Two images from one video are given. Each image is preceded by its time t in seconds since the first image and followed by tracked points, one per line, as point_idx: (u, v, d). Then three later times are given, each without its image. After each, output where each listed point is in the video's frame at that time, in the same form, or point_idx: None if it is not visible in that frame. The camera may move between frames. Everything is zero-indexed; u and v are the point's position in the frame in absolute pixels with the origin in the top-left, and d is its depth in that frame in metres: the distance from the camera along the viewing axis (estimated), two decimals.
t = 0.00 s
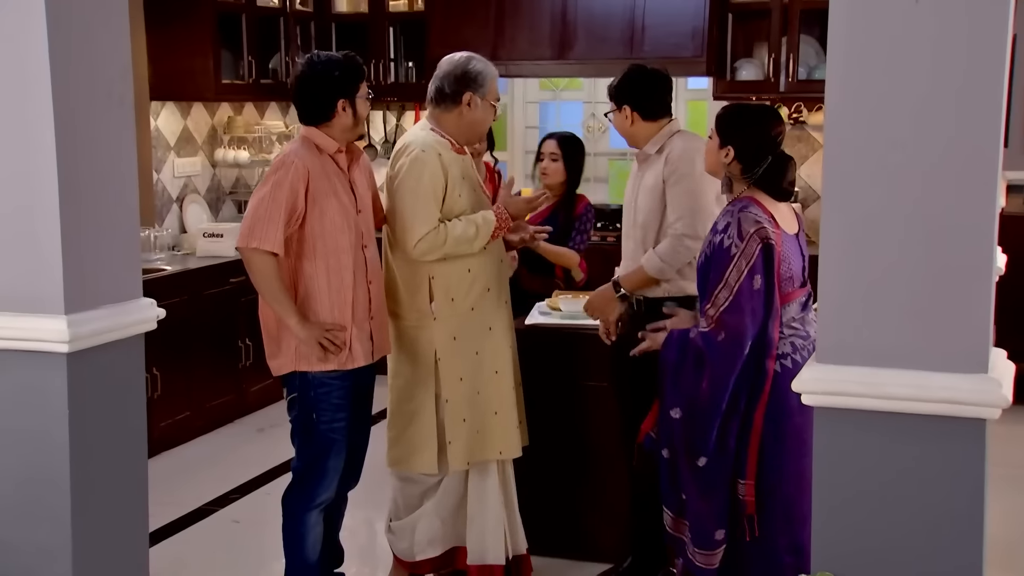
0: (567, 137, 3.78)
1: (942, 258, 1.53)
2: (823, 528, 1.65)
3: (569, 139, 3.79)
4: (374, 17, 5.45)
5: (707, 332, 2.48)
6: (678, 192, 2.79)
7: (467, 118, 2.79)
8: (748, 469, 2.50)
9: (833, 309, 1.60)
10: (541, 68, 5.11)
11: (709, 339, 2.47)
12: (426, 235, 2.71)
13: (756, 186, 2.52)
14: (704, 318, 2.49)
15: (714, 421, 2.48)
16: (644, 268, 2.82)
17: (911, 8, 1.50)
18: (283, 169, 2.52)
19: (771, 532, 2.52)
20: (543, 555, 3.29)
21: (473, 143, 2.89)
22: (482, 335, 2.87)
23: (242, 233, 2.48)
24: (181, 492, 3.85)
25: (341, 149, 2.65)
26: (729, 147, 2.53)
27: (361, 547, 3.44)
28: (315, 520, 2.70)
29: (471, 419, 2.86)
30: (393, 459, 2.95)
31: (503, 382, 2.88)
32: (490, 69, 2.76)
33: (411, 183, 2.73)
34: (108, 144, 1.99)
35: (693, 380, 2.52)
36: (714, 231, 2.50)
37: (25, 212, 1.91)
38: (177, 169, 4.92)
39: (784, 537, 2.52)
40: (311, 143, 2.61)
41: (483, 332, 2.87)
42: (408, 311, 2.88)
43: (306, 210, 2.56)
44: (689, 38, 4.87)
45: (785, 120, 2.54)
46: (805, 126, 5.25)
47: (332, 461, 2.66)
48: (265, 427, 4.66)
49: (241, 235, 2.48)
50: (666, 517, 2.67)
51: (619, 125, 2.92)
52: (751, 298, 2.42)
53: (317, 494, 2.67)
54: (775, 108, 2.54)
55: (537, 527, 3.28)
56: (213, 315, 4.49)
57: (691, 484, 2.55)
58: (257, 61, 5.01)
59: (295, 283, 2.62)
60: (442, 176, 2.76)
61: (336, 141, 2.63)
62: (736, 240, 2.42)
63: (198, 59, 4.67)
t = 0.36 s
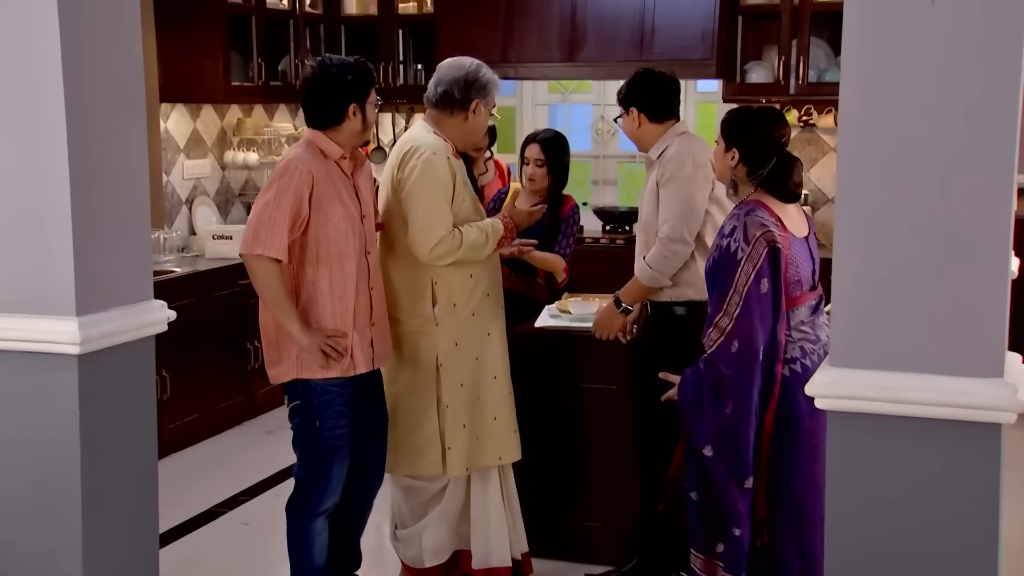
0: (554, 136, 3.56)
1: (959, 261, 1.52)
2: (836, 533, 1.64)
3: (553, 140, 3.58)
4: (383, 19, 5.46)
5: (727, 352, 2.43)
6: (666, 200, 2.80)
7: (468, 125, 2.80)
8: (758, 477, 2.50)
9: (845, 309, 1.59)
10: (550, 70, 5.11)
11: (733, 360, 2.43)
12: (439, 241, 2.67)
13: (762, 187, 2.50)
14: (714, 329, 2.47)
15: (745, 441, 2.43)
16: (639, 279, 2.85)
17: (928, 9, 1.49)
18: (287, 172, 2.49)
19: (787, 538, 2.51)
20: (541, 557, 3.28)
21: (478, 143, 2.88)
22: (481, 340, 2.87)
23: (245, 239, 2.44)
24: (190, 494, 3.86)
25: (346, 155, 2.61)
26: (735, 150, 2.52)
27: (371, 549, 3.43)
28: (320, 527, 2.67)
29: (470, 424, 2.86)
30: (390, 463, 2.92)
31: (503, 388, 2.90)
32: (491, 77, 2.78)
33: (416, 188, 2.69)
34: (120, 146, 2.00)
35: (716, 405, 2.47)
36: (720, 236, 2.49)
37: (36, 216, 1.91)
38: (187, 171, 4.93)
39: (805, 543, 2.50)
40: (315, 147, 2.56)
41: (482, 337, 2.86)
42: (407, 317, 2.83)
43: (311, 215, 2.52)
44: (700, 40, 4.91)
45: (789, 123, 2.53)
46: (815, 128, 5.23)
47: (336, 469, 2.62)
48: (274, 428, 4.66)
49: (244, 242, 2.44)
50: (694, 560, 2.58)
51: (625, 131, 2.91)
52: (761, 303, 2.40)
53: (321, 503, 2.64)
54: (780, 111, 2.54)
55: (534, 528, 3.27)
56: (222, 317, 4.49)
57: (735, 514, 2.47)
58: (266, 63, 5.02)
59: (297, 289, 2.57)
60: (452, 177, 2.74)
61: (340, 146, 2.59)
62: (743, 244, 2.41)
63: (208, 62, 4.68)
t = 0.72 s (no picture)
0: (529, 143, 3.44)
1: (969, 268, 1.52)
2: (846, 542, 1.63)
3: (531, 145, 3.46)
4: (384, 28, 5.46)
5: (732, 362, 2.43)
6: (680, 209, 2.79)
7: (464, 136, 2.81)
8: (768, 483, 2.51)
9: (856, 318, 1.59)
10: (552, 78, 5.11)
11: (741, 370, 2.42)
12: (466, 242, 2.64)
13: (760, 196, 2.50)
14: (716, 341, 2.45)
15: (757, 449, 2.43)
16: (652, 288, 2.81)
17: (937, 18, 1.49)
18: (289, 183, 2.48)
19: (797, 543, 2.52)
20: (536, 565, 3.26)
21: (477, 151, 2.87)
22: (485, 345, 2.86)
23: (248, 249, 2.44)
24: (192, 502, 3.84)
25: (353, 166, 2.60)
26: (733, 159, 2.52)
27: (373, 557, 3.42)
28: (325, 535, 2.66)
29: (480, 430, 2.85)
30: (394, 475, 2.89)
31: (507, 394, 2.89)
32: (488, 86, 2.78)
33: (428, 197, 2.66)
34: (125, 152, 1.99)
35: (724, 415, 2.47)
36: (723, 247, 2.48)
37: (43, 223, 1.91)
38: (188, 179, 4.93)
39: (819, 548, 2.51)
40: (322, 156, 2.56)
41: (488, 343, 2.86)
42: (423, 326, 2.80)
43: (315, 225, 2.51)
44: (701, 48, 4.95)
45: (785, 132, 2.54)
46: (816, 136, 5.23)
47: (341, 477, 2.61)
48: (275, 437, 4.65)
49: (247, 253, 2.44)
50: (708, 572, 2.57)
51: (625, 140, 2.90)
52: (769, 312, 2.40)
53: (325, 511, 2.63)
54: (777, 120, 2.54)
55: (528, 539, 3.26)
56: (223, 325, 4.48)
57: (748, 524, 2.48)
58: (268, 71, 5.02)
59: (303, 299, 2.56)
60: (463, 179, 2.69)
61: (346, 157, 2.58)
62: (746, 254, 2.41)
63: (210, 69, 4.68)
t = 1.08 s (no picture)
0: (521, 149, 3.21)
1: (975, 271, 1.53)
2: (853, 548, 1.63)
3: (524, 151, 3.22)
4: (381, 33, 5.46)
5: (732, 364, 2.43)
6: (686, 212, 2.79)
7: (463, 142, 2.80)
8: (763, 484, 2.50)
9: (862, 323, 1.59)
10: (548, 83, 5.10)
11: (740, 370, 2.42)
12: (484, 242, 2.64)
13: (759, 199, 2.49)
14: (715, 342, 2.46)
15: (753, 449, 2.43)
16: (660, 291, 2.80)
17: (944, 23, 1.50)
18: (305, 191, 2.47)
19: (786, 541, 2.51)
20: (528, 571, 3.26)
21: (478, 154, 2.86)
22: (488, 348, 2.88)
23: (262, 256, 2.42)
24: (188, 508, 3.83)
25: (368, 175, 2.58)
26: (731, 162, 2.52)
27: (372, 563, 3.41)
28: (324, 541, 2.65)
29: (487, 432, 2.85)
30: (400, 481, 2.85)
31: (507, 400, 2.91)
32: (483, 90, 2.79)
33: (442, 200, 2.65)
34: (128, 156, 1.98)
35: (720, 414, 2.47)
36: (721, 249, 2.48)
37: (45, 227, 1.90)
38: (185, 183, 4.92)
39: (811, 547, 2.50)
40: (339, 164, 2.53)
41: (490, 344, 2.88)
42: (435, 332, 2.78)
43: (330, 233, 2.49)
44: (697, 53, 4.90)
45: (781, 136, 2.53)
46: (812, 142, 5.24)
47: (340, 483, 2.60)
48: (271, 442, 4.64)
49: (261, 260, 2.42)
50: (699, 568, 2.57)
51: (624, 145, 2.90)
52: (768, 315, 2.40)
53: (324, 518, 2.62)
54: (773, 124, 2.54)
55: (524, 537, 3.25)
56: (220, 330, 4.47)
57: (739, 522, 2.46)
58: (265, 76, 5.02)
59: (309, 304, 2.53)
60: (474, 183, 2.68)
61: (362, 165, 2.56)
62: (746, 258, 2.41)
63: (207, 75, 4.68)
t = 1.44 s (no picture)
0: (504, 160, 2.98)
1: (968, 270, 1.53)
2: (850, 548, 1.63)
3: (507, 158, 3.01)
4: (368, 35, 5.44)
5: (716, 360, 2.43)
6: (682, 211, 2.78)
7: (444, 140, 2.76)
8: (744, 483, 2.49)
9: (855, 323, 1.60)
10: (537, 86, 5.10)
11: (725, 366, 2.42)
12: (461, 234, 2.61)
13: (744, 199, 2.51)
14: (699, 338, 2.46)
15: (733, 445, 2.43)
16: (657, 291, 2.78)
17: (939, 24, 1.50)
18: (305, 196, 2.43)
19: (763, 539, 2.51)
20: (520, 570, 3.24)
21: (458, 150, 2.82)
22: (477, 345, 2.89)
23: (258, 259, 2.38)
24: (176, 511, 3.80)
25: (369, 181, 2.55)
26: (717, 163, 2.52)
27: (361, 566, 3.40)
28: (314, 545, 2.63)
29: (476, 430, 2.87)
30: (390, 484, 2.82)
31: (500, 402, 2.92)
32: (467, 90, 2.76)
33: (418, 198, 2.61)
34: (118, 156, 1.97)
35: (702, 409, 2.47)
36: (709, 249, 2.48)
37: (36, 229, 1.88)
38: (172, 186, 4.89)
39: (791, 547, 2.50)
40: (339, 169, 2.50)
41: (479, 342, 2.89)
42: (427, 333, 2.76)
43: (329, 239, 2.47)
44: (686, 56, 4.88)
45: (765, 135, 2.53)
46: (800, 144, 5.26)
47: (330, 487, 2.59)
48: (260, 445, 4.62)
49: (257, 264, 2.38)
50: (668, 555, 2.59)
51: (617, 145, 2.86)
52: (753, 314, 2.40)
53: (314, 521, 2.61)
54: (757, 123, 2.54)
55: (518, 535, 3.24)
56: (208, 332, 4.44)
57: (712, 515, 2.47)
58: (252, 78, 5.00)
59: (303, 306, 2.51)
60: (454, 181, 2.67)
61: (362, 170, 2.53)
62: (734, 258, 2.41)
63: (194, 76, 4.66)
